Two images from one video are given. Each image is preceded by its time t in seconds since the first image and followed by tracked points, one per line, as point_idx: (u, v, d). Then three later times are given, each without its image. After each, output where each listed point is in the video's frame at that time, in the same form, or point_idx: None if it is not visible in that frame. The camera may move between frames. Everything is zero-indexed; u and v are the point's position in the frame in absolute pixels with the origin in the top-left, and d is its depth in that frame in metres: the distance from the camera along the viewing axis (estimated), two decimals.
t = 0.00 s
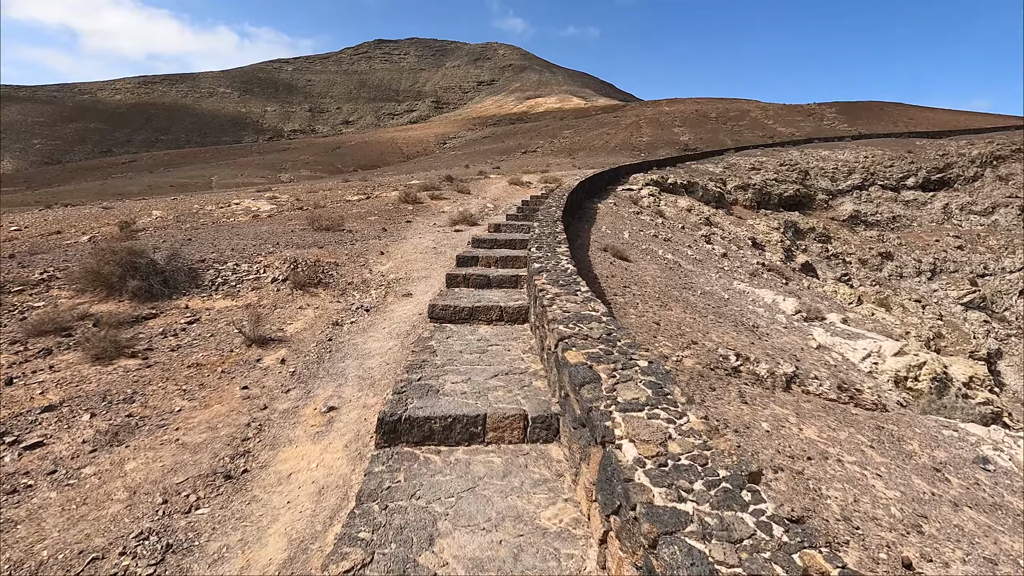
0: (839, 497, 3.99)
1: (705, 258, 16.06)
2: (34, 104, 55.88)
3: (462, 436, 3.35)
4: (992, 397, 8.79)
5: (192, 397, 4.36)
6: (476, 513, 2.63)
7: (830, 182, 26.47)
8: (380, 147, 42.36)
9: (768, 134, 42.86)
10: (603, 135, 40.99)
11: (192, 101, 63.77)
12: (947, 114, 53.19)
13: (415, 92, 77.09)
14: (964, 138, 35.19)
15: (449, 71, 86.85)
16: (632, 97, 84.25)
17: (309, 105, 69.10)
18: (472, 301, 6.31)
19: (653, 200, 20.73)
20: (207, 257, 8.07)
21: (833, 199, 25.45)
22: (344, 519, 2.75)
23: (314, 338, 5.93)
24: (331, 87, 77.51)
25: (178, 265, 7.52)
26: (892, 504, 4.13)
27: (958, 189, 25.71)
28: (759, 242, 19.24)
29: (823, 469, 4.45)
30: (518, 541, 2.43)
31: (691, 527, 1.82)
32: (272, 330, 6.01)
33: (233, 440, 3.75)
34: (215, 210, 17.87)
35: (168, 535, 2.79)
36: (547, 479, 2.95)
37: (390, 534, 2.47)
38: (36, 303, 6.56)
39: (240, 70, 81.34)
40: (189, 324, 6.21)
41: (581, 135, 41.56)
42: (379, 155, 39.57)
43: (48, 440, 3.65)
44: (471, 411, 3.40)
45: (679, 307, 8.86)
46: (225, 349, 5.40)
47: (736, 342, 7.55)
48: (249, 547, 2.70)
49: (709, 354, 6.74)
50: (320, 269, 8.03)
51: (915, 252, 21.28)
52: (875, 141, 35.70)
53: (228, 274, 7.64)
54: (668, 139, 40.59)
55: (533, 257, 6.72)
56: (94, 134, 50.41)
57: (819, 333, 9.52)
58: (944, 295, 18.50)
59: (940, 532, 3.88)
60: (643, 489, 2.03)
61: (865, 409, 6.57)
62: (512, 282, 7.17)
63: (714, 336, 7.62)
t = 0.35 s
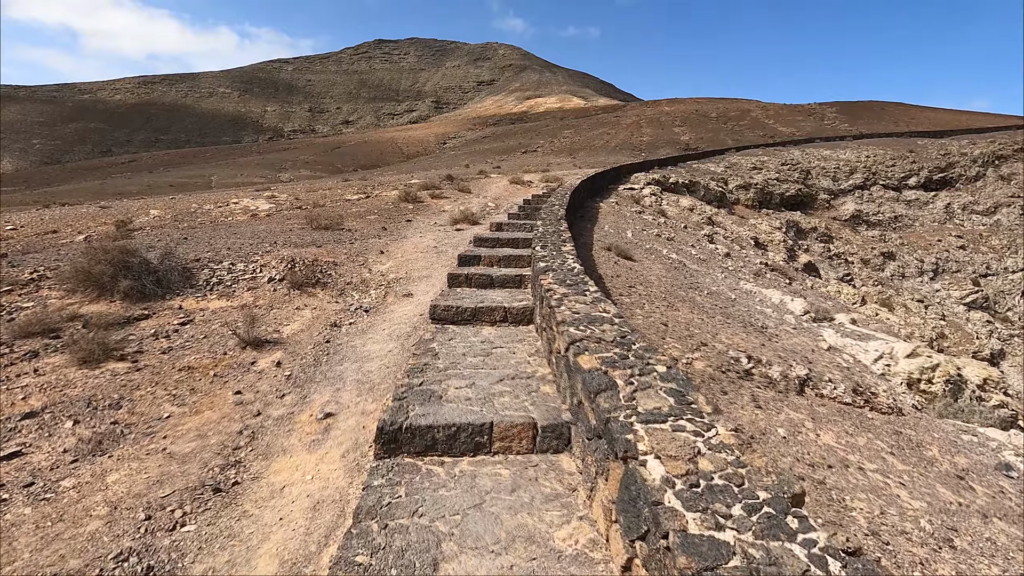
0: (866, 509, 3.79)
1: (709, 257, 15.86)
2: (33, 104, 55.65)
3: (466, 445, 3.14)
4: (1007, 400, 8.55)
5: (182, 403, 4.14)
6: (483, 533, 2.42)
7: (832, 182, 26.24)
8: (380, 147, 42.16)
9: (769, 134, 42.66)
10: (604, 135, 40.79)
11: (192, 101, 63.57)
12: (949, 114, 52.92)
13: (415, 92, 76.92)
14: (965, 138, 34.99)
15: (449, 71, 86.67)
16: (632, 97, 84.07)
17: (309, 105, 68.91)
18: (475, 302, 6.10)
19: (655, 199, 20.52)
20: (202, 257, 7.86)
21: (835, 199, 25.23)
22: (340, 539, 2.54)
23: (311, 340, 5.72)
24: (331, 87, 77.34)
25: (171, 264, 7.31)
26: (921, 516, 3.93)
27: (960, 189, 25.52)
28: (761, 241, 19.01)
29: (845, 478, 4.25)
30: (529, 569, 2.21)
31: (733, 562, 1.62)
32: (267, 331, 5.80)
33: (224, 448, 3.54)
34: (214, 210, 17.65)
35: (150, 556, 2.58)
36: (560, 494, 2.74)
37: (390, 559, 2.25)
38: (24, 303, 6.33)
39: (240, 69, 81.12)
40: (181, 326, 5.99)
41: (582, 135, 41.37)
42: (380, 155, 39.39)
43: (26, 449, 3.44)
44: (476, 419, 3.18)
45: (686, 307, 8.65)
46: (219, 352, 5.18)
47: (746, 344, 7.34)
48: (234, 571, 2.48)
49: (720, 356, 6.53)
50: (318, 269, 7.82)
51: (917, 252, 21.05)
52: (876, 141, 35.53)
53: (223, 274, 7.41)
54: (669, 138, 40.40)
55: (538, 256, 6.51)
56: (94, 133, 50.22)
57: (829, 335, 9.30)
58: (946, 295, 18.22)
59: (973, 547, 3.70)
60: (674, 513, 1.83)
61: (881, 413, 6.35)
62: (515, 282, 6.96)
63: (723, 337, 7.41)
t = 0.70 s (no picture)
0: (894, 531, 3.62)
1: (712, 258, 15.64)
2: (33, 105, 55.43)
3: (471, 468, 2.93)
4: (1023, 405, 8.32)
5: (171, 417, 3.93)
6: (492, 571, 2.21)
7: (834, 181, 26.00)
8: (380, 147, 41.95)
9: (770, 133, 42.45)
10: (605, 134, 40.56)
11: (192, 101, 63.40)
12: (950, 113, 52.68)
13: (415, 92, 76.75)
14: (968, 137, 34.78)
15: (449, 70, 86.40)
16: (632, 97, 83.84)
17: (309, 105, 68.71)
18: (477, 307, 5.89)
19: (657, 199, 20.30)
20: (198, 260, 7.64)
21: (837, 199, 24.99)
22: None
23: (308, 347, 5.51)
24: (331, 87, 77.14)
25: (165, 268, 7.08)
26: (950, 537, 3.76)
27: (963, 188, 25.32)
28: (764, 241, 18.79)
29: (870, 495, 4.06)
30: None
31: None
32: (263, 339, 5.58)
33: (213, 468, 3.32)
34: (212, 211, 17.44)
35: None
36: (574, 523, 2.53)
37: None
38: (12, 310, 6.11)
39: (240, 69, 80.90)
40: (174, 333, 5.79)
41: (583, 134, 41.15)
42: (380, 155, 39.19)
43: (3, 471, 3.24)
44: (482, 439, 2.96)
45: (694, 311, 8.43)
46: (211, 361, 4.97)
47: (756, 350, 7.11)
48: None
49: (731, 363, 6.32)
50: (316, 272, 7.60)
51: (920, 251, 20.83)
52: (878, 140, 35.32)
53: (218, 277, 7.19)
54: (670, 138, 40.21)
55: (542, 259, 6.30)
56: (94, 134, 50.03)
57: (840, 339, 9.09)
58: (950, 295, 17.96)
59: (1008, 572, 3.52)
60: (712, 564, 1.63)
61: (898, 422, 6.15)
62: (519, 286, 6.76)
63: (733, 342, 7.19)
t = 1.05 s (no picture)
0: (918, 552, 3.44)
1: (716, 259, 15.45)
2: (33, 107, 55.33)
3: (472, 490, 2.75)
4: None
5: (157, 432, 3.75)
6: None
7: (836, 181, 25.77)
8: (381, 147, 41.77)
9: (772, 133, 42.24)
10: (606, 134, 40.38)
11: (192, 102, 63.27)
12: (951, 113, 52.41)
13: (415, 92, 76.62)
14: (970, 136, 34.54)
15: (449, 70, 86.23)
16: (632, 97, 83.67)
17: (310, 106, 68.59)
18: (479, 313, 5.72)
19: (659, 199, 20.10)
20: (192, 264, 7.46)
21: (839, 198, 24.77)
22: None
23: (303, 355, 5.33)
24: (332, 87, 76.97)
25: (158, 272, 6.90)
26: (976, 557, 3.59)
27: (966, 187, 25.10)
28: (767, 242, 18.58)
29: (890, 513, 3.89)
30: None
31: None
32: (256, 347, 5.41)
33: (199, 488, 3.15)
34: (210, 212, 17.25)
35: None
36: (584, 553, 2.35)
37: None
38: None
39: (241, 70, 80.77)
40: (165, 340, 5.61)
41: (584, 134, 40.96)
42: (380, 155, 39.01)
43: None
44: (483, 459, 2.79)
45: (699, 315, 8.24)
46: (202, 370, 4.78)
47: (765, 355, 6.92)
48: None
49: (740, 370, 6.15)
50: (313, 276, 7.43)
51: (923, 251, 20.59)
52: (881, 139, 35.08)
53: (212, 282, 7.01)
54: (672, 138, 40.01)
55: (545, 263, 6.12)
56: (94, 135, 49.89)
57: (849, 343, 8.89)
58: (953, 295, 17.70)
59: None
60: None
61: (913, 431, 5.96)
62: (521, 291, 6.59)
63: (741, 347, 7.00)
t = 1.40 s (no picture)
0: (943, 564, 3.25)
1: (719, 258, 15.27)
2: (35, 108, 55.33)
3: (470, 502, 2.58)
4: None
5: (142, 438, 3.58)
6: None
7: (838, 180, 25.56)
8: (381, 148, 41.63)
9: (773, 132, 42.03)
10: (607, 134, 40.21)
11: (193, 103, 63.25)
12: (953, 112, 52.13)
13: (416, 92, 76.53)
14: (973, 135, 34.30)
15: (450, 71, 86.13)
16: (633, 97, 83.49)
17: (311, 107, 68.52)
18: (479, 313, 5.55)
19: (661, 198, 19.94)
20: (187, 263, 7.30)
21: (841, 197, 24.55)
22: None
23: (297, 357, 5.15)
24: (333, 88, 76.93)
25: (151, 272, 6.73)
26: (1002, 569, 3.41)
27: (969, 186, 24.88)
28: (770, 241, 18.39)
29: (910, 522, 3.70)
30: None
31: None
32: (250, 348, 5.24)
33: (182, 498, 2.98)
34: (209, 213, 17.11)
35: None
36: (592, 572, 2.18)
37: None
38: None
39: (241, 70, 80.70)
40: (156, 341, 5.44)
41: (585, 134, 40.80)
42: (381, 156, 38.87)
43: None
44: (483, 469, 2.61)
45: (705, 315, 8.06)
46: (192, 373, 4.62)
47: (773, 356, 6.73)
48: None
49: (748, 371, 5.97)
50: (310, 276, 7.26)
51: (926, 250, 20.41)
52: (883, 138, 34.84)
53: (206, 281, 6.84)
54: (673, 137, 39.82)
55: (547, 262, 5.94)
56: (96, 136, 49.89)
57: (857, 343, 8.70)
58: (956, 294, 17.46)
59: None
60: None
61: (927, 434, 5.75)
62: (523, 290, 6.42)
63: (748, 348, 6.82)
